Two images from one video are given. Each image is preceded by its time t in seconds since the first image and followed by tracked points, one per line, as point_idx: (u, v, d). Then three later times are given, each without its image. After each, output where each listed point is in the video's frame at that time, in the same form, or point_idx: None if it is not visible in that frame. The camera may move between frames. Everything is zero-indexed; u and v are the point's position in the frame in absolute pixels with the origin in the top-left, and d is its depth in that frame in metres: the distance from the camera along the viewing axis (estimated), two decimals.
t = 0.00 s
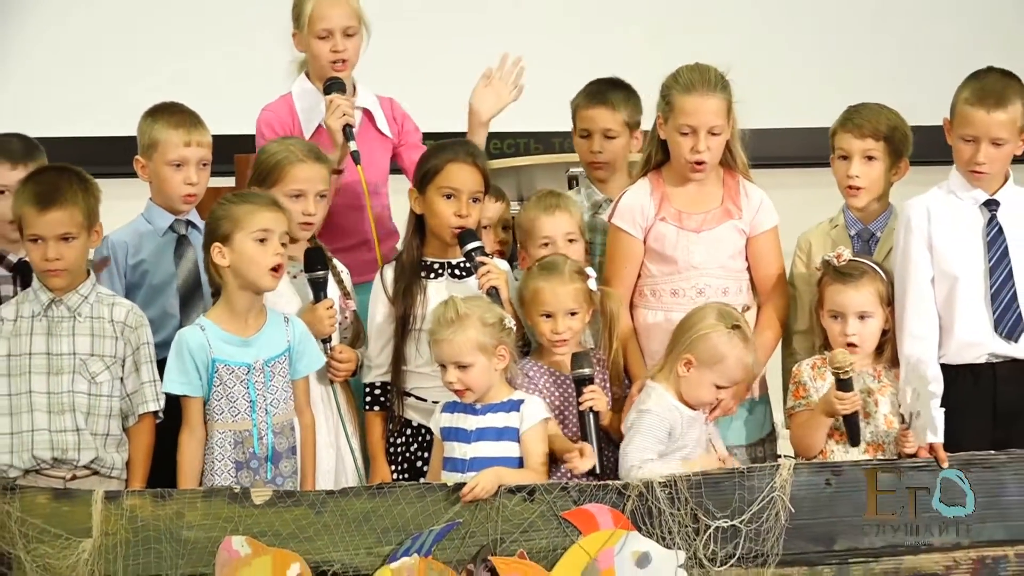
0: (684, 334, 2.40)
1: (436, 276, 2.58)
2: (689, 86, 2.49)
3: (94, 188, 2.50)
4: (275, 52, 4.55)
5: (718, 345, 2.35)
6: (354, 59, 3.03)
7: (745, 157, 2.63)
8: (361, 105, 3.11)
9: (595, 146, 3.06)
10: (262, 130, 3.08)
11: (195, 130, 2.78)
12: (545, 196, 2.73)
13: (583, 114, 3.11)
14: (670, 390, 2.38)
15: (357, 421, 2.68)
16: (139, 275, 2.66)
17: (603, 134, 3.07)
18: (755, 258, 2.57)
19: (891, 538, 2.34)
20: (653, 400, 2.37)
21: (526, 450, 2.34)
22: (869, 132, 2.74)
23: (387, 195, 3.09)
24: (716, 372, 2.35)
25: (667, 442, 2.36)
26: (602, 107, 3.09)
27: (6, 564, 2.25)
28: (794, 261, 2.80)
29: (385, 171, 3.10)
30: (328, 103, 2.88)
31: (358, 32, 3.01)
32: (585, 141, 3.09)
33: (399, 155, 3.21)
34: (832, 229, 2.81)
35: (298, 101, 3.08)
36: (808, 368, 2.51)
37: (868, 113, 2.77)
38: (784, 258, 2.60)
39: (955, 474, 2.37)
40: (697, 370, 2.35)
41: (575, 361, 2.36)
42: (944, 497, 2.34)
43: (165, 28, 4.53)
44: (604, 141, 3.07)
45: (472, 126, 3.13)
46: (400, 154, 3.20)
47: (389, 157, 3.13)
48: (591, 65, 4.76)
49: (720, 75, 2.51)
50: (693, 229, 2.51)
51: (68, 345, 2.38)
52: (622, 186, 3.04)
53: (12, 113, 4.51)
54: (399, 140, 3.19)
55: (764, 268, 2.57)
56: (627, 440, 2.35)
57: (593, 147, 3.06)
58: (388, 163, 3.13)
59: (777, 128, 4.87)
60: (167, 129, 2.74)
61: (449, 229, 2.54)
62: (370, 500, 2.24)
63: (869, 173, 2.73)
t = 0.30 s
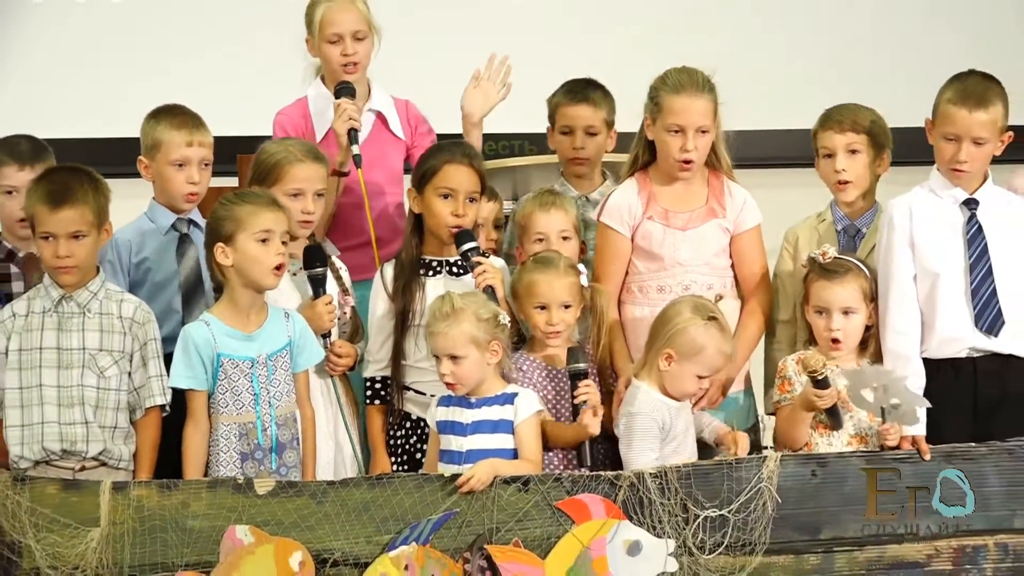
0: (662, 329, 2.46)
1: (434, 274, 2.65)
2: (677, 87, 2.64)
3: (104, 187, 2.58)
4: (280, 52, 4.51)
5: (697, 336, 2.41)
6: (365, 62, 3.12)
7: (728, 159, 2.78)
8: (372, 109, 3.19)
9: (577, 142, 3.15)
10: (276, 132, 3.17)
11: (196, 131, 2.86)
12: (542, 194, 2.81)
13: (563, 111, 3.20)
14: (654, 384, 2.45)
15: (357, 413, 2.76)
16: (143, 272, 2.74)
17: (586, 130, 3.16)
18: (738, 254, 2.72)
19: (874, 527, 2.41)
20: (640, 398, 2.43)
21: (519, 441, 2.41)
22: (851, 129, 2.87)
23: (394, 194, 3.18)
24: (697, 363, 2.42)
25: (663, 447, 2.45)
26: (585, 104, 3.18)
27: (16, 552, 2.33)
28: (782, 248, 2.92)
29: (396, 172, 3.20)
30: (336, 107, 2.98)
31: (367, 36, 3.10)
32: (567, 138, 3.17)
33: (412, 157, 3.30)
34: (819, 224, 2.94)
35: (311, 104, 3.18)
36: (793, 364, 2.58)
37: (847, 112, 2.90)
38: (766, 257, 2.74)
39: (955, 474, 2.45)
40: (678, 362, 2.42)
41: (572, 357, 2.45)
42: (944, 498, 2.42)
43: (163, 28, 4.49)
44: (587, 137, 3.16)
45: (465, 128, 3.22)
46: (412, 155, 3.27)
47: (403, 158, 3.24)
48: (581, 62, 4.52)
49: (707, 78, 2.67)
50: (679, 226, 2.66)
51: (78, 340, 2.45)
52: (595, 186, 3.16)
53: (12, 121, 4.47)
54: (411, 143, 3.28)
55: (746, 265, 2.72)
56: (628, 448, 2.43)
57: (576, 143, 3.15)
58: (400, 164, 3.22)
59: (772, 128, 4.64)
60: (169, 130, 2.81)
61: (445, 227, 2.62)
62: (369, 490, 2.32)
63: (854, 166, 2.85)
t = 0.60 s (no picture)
0: (655, 322, 2.54)
1: (433, 272, 2.73)
2: (668, 89, 2.73)
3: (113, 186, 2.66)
4: (280, 56, 4.51)
5: (690, 327, 2.50)
6: (365, 63, 3.20)
7: (714, 160, 2.89)
8: (371, 111, 3.28)
9: (566, 143, 3.22)
10: (278, 133, 3.27)
11: (201, 130, 2.93)
12: (537, 193, 2.89)
13: (551, 113, 3.26)
14: (648, 375, 2.53)
15: (359, 406, 2.84)
16: (149, 269, 2.83)
17: (574, 131, 3.23)
18: (725, 253, 2.81)
19: (859, 516, 2.49)
20: (634, 391, 2.52)
21: (515, 434, 2.49)
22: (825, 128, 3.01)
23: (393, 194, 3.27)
24: (690, 354, 2.50)
25: (661, 437, 2.53)
26: (570, 105, 3.25)
27: (27, 542, 2.40)
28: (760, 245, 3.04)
29: (393, 174, 3.29)
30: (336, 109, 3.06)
31: (366, 38, 3.17)
32: (555, 140, 3.24)
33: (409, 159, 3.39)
34: (796, 224, 3.07)
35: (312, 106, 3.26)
36: (779, 358, 2.67)
37: (818, 111, 3.05)
38: (751, 256, 2.84)
39: (955, 474, 2.53)
40: (672, 354, 2.50)
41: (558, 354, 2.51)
42: (944, 498, 2.50)
43: (168, 26, 4.47)
44: (575, 138, 3.24)
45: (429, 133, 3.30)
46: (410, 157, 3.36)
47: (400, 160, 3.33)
48: (570, 64, 4.60)
49: (697, 83, 2.75)
50: (669, 226, 2.76)
51: (87, 336, 2.53)
52: (582, 185, 3.27)
53: (22, 122, 4.47)
54: (408, 145, 3.36)
55: (733, 263, 2.81)
56: (626, 438, 2.51)
57: (564, 145, 3.23)
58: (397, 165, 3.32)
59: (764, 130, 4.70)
60: (174, 130, 2.89)
61: (445, 226, 2.70)
62: (370, 481, 2.39)
63: (834, 162, 3.00)
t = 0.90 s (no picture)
0: (648, 318, 2.62)
1: (434, 270, 2.81)
2: (663, 92, 2.81)
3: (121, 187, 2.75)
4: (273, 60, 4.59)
5: (682, 322, 2.58)
6: (351, 64, 3.28)
7: (705, 162, 2.97)
8: (359, 114, 3.41)
9: (569, 147, 3.31)
10: (268, 135, 3.35)
11: (210, 135, 3.02)
12: (533, 193, 2.98)
13: (555, 118, 3.35)
14: (642, 370, 2.62)
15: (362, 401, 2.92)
16: (157, 268, 2.92)
17: (576, 136, 3.32)
18: (715, 250, 2.89)
19: (845, 507, 2.57)
20: (630, 384, 2.60)
21: (510, 426, 2.57)
22: (819, 132, 3.11)
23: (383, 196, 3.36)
24: (683, 348, 2.58)
25: (656, 429, 2.61)
26: (574, 111, 3.33)
27: (38, 534, 2.47)
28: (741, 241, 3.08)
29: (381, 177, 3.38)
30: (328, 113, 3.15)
31: (352, 41, 3.26)
32: (559, 143, 3.33)
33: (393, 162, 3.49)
34: (770, 223, 3.15)
35: (302, 108, 3.32)
36: (766, 353, 2.74)
37: (806, 115, 3.15)
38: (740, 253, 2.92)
39: (955, 474, 2.60)
40: (665, 348, 2.58)
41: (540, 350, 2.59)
42: (945, 499, 2.57)
43: (168, 31, 4.55)
44: (578, 143, 3.32)
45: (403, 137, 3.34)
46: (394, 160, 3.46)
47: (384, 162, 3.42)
48: (555, 68, 4.69)
49: (688, 86, 2.84)
50: (661, 224, 2.84)
51: (96, 333, 2.61)
52: (586, 188, 3.33)
53: (28, 124, 4.56)
54: (394, 148, 3.45)
55: (723, 259, 2.89)
56: (620, 432, 2.60)
57: (567, 149, 3.31)
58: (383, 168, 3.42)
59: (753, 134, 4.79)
60: (185, 133, 2.98)
61: (445, 226, 2.78)
62: (370, 474, 2.47)
63: (823, 168, 3.10)
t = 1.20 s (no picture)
0: (637, 313, 2.71)
1: (433, 268, 2.89)
2: (655, 94, 2.90)
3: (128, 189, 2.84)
4: (272, 63, 4.67)
5: (670, 317, 2.66)
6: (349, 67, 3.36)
7: (698, 163, 3.06)
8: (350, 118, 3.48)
9: (567, 151, 3.39)
10: (261, 138, 3.37)
11: (218, 141, 3.13)
12: (529, 193, 3.06)
13: (554, 122, 3.44)
14: (633, 365, 2.70)
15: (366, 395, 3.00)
16: (164, 267, 3.00)
17: (574, 140, 3.40)
18: (709, 247, 2.98)
19: (830, 499, 2.65)
20: (618, 376, 2.69)
21: (505, 420, 2.64)
22: (796, 134, 3.19)
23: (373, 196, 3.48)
24: (672, 342, 2.67)
25: (643, 420, 2.69)
26: (573, 117, 3.42)
27: (47, 525, 2.54)
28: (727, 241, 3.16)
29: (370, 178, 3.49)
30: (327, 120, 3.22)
31: (350, 43, 3.35)
32: (557, 147, 3.42)
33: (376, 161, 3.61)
34: (753, 225, 3.22)
35: (297, 115, 3.38)
36: (751, 351, 2.82)
37: (782, 118, 3.24)
38: (733, 252, 3.01)
39: (956, 475, 2.69)
40: (654, 343, 2.67)
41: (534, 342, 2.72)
42: (945, 498, 2.66)
43: (169, 33, 4.63)
44: (575, 146, 3.40)
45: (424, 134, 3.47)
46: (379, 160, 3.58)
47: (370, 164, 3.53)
48: (548, 73, 4.78)
49: (677, 88, 2.92)
50: (654, 225, 2.93)
51: (104, 330, 2.69)
52: (584, 189, 3.41)
53: (32, 125, 4.65)
54: (379, 149, 3.58)
55: (716, 258, 2.98)
56: (607, 421, 2.68)
57: (564, 152, 3.40)
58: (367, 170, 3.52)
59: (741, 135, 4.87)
60: (195, 139, 3.08)
61: (444, 225, 2.86)
62: (370, 467, 2.55)
63: (802, 168, 3.18)
